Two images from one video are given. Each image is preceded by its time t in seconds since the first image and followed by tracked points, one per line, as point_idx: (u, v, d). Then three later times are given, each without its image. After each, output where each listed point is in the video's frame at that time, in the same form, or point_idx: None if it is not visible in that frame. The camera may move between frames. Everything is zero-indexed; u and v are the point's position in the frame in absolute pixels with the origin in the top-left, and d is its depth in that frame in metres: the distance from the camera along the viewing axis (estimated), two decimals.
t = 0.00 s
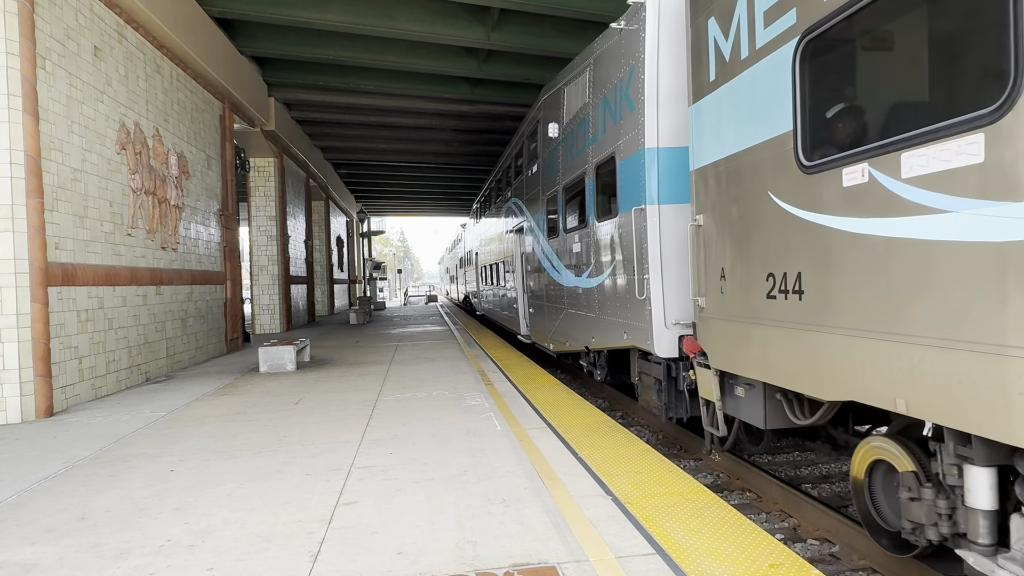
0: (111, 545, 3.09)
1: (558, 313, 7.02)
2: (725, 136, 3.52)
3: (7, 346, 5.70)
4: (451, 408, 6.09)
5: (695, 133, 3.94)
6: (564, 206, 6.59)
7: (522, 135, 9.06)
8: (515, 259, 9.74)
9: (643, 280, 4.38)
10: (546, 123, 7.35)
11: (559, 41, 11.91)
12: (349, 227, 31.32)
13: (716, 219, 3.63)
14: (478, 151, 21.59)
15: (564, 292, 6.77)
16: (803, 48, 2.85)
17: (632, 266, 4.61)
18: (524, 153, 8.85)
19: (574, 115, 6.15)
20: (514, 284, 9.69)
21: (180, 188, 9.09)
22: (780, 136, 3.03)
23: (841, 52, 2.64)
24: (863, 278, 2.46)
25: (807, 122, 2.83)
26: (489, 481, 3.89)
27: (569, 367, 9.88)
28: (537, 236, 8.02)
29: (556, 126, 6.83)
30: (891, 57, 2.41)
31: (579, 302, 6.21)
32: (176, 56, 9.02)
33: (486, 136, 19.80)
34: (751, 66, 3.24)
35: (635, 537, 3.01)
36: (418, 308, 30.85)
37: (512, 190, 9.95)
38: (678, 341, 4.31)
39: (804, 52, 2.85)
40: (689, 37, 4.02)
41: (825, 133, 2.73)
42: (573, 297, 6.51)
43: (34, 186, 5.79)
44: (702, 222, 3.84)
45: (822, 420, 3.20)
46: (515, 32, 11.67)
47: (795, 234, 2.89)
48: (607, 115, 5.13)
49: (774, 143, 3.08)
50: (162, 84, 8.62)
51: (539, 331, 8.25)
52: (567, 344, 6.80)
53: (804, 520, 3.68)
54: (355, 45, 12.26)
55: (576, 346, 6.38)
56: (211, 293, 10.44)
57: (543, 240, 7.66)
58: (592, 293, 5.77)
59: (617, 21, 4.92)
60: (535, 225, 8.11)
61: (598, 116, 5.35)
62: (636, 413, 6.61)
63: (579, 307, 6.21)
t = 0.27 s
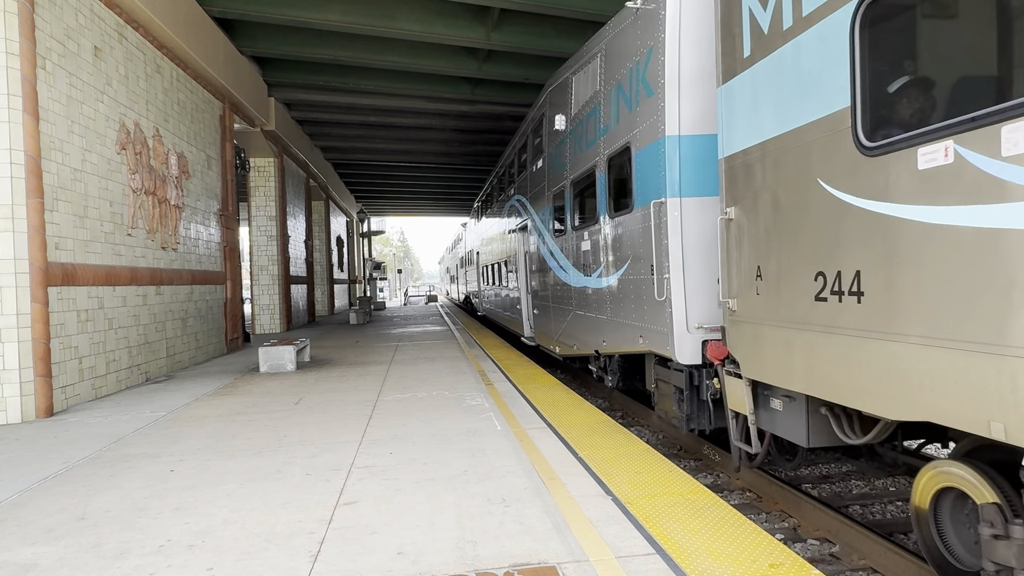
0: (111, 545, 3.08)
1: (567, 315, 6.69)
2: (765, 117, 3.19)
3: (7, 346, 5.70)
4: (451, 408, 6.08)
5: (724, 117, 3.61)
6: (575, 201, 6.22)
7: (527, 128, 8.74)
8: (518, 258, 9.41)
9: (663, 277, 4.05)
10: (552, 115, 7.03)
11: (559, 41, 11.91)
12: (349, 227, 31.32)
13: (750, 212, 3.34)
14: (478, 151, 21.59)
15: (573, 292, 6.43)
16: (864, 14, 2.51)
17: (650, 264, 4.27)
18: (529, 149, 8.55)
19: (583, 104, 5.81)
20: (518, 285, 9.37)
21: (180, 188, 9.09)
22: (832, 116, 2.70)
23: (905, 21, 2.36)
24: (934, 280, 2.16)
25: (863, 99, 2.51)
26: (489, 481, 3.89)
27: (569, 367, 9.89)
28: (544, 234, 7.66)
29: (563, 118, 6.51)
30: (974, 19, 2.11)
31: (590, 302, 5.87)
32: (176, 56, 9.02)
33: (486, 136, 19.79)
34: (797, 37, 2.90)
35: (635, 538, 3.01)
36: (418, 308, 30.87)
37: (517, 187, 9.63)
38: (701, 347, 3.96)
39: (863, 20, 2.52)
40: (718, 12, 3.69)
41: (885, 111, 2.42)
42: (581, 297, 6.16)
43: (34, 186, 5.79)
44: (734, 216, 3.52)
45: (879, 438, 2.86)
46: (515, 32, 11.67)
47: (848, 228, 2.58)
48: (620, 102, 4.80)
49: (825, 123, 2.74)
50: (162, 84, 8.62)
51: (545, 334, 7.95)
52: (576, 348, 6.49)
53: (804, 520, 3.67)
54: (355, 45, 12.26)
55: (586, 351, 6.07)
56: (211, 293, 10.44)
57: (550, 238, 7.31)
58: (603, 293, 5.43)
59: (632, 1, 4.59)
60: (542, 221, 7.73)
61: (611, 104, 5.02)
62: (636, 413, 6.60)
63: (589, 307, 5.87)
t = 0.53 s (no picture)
0: (111, 545, 3.09)
1: (572, 316, 6.34)
2: (811, 94, 2.82)
3: (7, 346, 5.70)
4: (451, 408, 6.09)
5: (762, 96, 3.25)
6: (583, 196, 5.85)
7: (530, 123, 8.43)
8: (523, 257, 9.09)
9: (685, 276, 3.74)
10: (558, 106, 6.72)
11: (559, 41, 11.92)
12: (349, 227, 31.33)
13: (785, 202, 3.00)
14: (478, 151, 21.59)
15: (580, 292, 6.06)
16: None
17: (669, 263, 3.95)
18: (532, 143, 8.25)
19: (592, 93, 5.48)
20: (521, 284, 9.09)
21: (179, 188, 9.09)
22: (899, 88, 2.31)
23: None
24: (993, 286, 1.92)
25: (937, 66, 2.14)
26: (489, 481, 3.89)
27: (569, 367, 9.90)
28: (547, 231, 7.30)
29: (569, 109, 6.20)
30: None
31: (598, 304, 5.50)
32: (176, 56, 9.02)
33: (486, 136, 19.79)
34: None
35: (635, 537, 3.01)
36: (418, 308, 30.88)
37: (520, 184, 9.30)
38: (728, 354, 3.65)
39: None
40: None
41: (968, 81, 2.05)
42: (588, 297, 5.80)
43: (34, 186, 5.79)
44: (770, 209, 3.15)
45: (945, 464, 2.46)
46: (515, 32, 11.67)
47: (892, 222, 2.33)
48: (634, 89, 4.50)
49: (889, 98, 2.36)
50: (162, 84, 8.62)
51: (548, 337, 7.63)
52: (582, 352, 6.15)
53: (804, 520, 3.68)
54: (355, 45, 12.26)
55: (594, 355, 5.72)
56: (211, 293, 10.44)
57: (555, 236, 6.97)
58: (614, 294, 5.07)
59: None
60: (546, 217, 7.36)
61: (624, 91, 4.71)
62: (636, 413, 6.61)
63: (597, 308, 5.50)
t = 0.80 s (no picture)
0: (111, 545, 3.09)
1: (582, 318, 6.03)
2: (871, 64, 2.44)
3: (7, 346, 5.70)
4: (451, 408, 6.09)
5: (806, 71, 2.86)
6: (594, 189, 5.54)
7: (534, 115, 8.12)
8: (527, 257, 8.78)
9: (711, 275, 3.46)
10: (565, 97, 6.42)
11: (559, 41, 11.92)
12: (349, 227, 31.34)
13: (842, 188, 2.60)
14: (478, 151, 21.60)
15: (591, 292, 5.75)
16: None
17: (693, 261, 3.66)
18: (536, 137, 7.97)
19: (604, 81, 5.18)
20: (525, 284, 8.80)
21: (180, 188, 9.09)
22: (990, 50, 1.92)
23: None
24: None
25: None
26: (489, 481, 3.89)
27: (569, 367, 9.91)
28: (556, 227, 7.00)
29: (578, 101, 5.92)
30: None
31: (610, 305, 5.17)
32: (176, 56, 9.03)
33: (486, 136, 19.79)
34: None
35: (635, 537, 3.01)
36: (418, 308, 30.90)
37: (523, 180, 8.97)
38: (759, 360, 3.37)
39: None
40: None
41: None
42: (599, 298, 5.48)
43: (34, 186, 5.79)
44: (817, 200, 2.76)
45: None
46: (515, 32, 11.67)
47: (978, 214, 1.95)
48: (651, 74, 4.21)
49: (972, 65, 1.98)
50: (162, 84, 8.62)
51: (556, 341, 7.35)
52: (593, 356, 5.85)
53: (804, 520, 3.68)
54: (355, 45, 12.26)
55: (607, 359, 5.41)
56: (210, 293, 10.44)
57: (564, 233, 6.67)
58: (628, 296, 4.76)
59: None
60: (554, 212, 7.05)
61: (639, 77, 4.41)
62: (636, 413, 6.62)
63: (610, 309, 5.18)
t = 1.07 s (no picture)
0: (111, 545, 3.09)
1: (592, 320, 5.74)
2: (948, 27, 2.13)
3: (7, 346, 5.70)
4: (450, 408, 6.09)
5: (863, 41, 2.55)
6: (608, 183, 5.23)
7: (540, 108, 7.83)
8: (531, 257, 8.51)
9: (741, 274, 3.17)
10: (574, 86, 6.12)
11: (559, 41, 11.92)
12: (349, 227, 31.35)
13: (911, 173, 2.27)
14: (478, 151, 21.60)
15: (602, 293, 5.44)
16: None
17: (721, 259, 3.37)
18: (541, 131, 7.69)
19: (615, 68, 4.93)
20: (529, 285, 8.56)
21: (179, 188, 9.09)
22: None
23: None
24: None
25: None
26: (489, 481, 3.89)
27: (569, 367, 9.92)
28: (564, 223, 6.68)
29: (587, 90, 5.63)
30: None
31: (624, 307, 4.88)
32: (176, 56, 9.03)
33: (486, 136, 19.79)
34: None
35: (635, 537, 3.01)
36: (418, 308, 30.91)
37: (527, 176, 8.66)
38: (798, 369, 3.06)
39: None
40: None
41: None
42: (612, 300, 5.18)
43: (34, 186, 5.79)
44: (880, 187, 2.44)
45: None
46: (515, 32, 11.67)
47: None
48: (671, 57, 3.92)
49: None
50: (162, 84, 8.62)
51: (562, 345, 7.09)
52: (603, 361, 5.58)
53: (804, 520, 3.68)
54: (355, 45, 12.26)
55: (619, 365, 5.13)
56: (210, 293, 10.44)
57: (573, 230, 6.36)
58: (643, 297, 4.49)
59: None
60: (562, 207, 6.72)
61: (657, 60, 4.12)
62: (636, 413, 6.62)
63: (623, 312, 4.89)
